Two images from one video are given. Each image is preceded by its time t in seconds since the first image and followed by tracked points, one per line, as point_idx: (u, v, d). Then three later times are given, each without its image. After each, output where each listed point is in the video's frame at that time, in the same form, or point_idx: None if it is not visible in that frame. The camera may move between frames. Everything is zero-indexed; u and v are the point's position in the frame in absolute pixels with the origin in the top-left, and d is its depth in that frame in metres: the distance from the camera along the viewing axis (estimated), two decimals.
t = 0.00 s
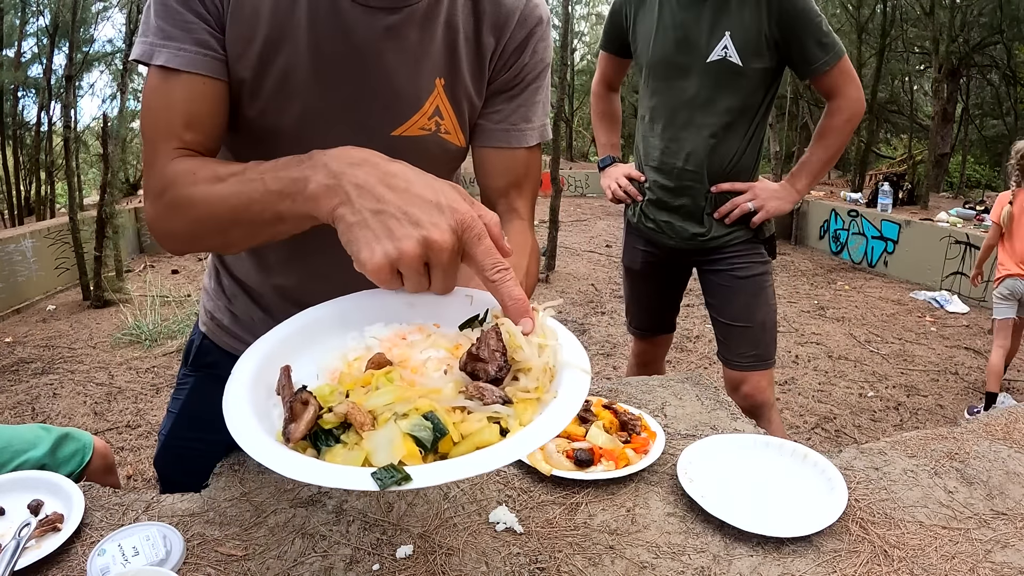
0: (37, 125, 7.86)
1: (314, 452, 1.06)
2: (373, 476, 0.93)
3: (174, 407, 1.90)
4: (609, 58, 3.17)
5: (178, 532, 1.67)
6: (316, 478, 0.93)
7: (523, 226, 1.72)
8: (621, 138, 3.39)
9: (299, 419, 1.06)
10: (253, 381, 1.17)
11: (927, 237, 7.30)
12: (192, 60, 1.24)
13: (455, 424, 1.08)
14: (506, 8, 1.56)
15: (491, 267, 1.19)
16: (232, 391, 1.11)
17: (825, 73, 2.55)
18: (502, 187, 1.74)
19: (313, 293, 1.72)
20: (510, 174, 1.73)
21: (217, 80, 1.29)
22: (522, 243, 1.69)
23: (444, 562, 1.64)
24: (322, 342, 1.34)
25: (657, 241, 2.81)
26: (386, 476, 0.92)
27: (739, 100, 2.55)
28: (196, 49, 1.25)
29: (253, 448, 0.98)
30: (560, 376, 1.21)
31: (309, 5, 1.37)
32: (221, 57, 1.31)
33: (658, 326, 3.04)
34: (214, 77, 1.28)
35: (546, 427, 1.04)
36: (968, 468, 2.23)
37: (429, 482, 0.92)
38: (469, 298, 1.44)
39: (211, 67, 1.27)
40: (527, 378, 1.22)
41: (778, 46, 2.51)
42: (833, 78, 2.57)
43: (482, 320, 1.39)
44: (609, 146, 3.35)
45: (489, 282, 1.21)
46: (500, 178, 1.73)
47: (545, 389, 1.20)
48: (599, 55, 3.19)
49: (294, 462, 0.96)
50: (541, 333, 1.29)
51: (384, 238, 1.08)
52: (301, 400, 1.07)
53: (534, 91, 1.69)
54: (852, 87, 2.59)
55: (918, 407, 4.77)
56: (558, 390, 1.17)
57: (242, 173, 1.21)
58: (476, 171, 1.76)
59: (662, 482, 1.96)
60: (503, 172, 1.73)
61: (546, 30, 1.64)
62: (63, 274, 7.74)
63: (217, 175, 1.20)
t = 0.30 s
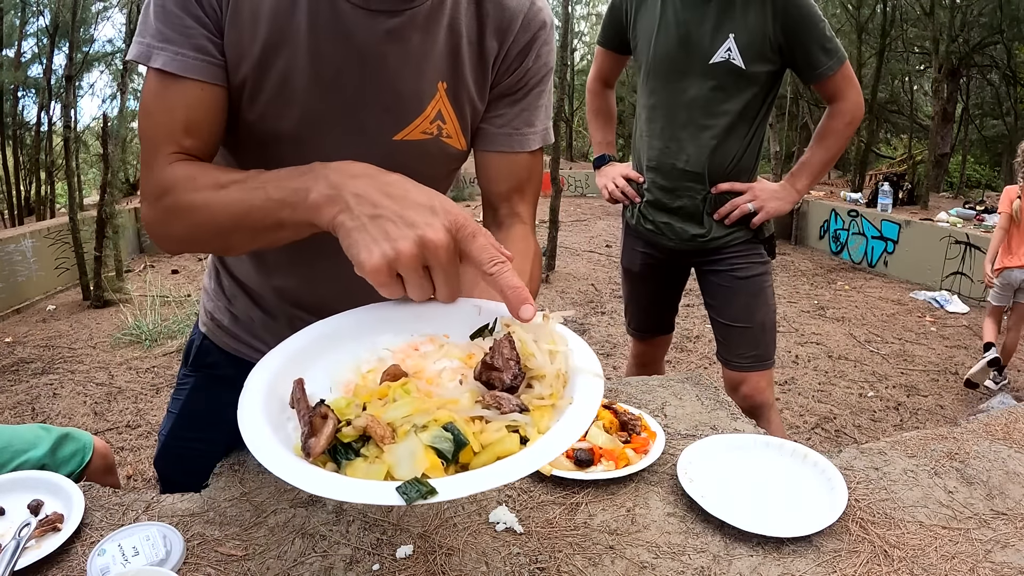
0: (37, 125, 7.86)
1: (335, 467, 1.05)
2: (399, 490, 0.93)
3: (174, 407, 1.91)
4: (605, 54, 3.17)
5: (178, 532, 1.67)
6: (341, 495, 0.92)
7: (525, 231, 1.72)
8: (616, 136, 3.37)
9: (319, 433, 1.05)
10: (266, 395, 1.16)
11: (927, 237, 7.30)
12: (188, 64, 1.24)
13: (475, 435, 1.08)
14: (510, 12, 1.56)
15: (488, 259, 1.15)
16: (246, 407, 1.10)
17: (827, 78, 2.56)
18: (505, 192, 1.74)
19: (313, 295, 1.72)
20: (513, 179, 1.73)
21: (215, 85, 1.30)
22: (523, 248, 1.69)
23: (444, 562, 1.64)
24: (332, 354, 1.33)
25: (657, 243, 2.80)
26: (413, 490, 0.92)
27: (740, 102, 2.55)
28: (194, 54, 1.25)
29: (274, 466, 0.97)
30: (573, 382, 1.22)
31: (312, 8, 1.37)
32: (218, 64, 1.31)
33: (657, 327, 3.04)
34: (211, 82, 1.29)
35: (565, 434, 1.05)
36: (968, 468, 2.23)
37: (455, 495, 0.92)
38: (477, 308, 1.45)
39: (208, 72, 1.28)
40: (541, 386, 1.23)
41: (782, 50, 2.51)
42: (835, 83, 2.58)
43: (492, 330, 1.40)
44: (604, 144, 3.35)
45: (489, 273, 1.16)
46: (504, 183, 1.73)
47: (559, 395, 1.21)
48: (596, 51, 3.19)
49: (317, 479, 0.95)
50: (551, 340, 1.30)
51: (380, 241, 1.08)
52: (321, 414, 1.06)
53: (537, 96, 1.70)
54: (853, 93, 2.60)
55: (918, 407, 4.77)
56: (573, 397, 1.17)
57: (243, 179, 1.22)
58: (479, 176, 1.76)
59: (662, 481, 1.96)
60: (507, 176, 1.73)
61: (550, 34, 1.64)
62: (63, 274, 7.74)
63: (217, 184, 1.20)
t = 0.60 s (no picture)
0: (37, 125, 7.86)
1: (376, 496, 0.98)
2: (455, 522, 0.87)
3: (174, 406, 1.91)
4: (598, 55, 3.17)
5: (178, 532, 1.67)
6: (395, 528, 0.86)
7: (527, 236, 1.74)
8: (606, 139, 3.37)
9: (359, 460, 0.98)
10: (283, 413, 1.08)
11: (927, 237, 7.30)
12: (158, 67, 1.30)
13: (519, 457, 1.03)
14: (514, 17, 1.56)
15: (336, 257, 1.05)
16: (265, 425, 1.02)
17: (819, 78, 2.60)
18: (507, 197, 1.75)
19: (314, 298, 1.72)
20: (514, 184, 1.74)
21: (187, 92, 1.35)
22: (524, 254, 1.70)
23: (444, 562, 1.64)
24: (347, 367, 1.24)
25: (655, 244, 2.80)
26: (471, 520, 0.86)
27: (738, 100, 2.56)
28: (166, 57, 1.30)
29: (317, 502, 0.90)
30: (605, 400, 1.19)
31: (314, 10, 1.37)
32: (195, 70, 1.35)
33: (656, 327, 3.04)
34: (183, 89, 1.34)
35: (612, 457, 1.02)
36: (968, 468, 2.23)
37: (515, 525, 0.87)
38: (491, 316, 1.39)
39: (180, 78, 1.32)
40: (573, 403, 1.19)
41: (779, 49, 2.54)
42: (828, 81, 2.62)
43: (512, 341, 1.34)
44: (594, 147, 3.35)
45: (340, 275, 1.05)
46: (505, 189, 1.74)
47: (591, 413, 1.18)
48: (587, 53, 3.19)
49: (366, 511, 0.89)
50: (577, 355, 1.26)
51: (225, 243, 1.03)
52: (359, 439, 0.99)
53: (539, 101, 1.70)
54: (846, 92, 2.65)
55: (918, 407, 4.77)
56: (609, 415, 1.14)
57: (175, 189, 1.24)
58: (480, 184, 1.77)
59: (661, 481, 1.96)
60: (508, 182, 1.73)
61: (552, 39, 1.64)
62: (63, 274, 7.74)
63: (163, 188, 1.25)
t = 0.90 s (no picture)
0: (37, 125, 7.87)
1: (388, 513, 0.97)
2: (471, 539, 0.87)
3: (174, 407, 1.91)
4: (589, 61, 3.16)
5: (178, 532, 1.67)
6: (412, 547, 0.85)
7: (523, 238, 1.74)
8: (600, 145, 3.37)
9: (370, 475, 0.97)
10: (285, 422, 1.06)
11: (927, 237, 7.31)
12: (157, 68, 1.29)
13: (529, 470, 1.03)
14: (513, 17, 1.56)
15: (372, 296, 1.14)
16: (266, 435, 1.01)
17: (806, 75, 2.65)
18: (504, 198, 1.75)
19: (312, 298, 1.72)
20: (510, 184, 1.74)
21: (187, 93, 1.35)
22: (521, 254, 1.70)
23: (443, 562, 1.63)
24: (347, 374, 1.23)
25: (654, 245, 2.79)
26: (488, 538, 0.86)
27: (733, 95, 2.57)
28: (165, 58, 1.29)
29: (330, 520, 0.89)
30: (607, 408, 1.19)
31: (314, 10, 1.37)
32: (194, 71, 1.34)
33: (655, 329, 3.04)
34: (182, 90, 1.33)
35: (620, 470, 1.02)
36: (968, 468, 2.23)
37: (532, 541, 0.87)
38: (488, 321, 1.39)
39: (179, 79, 1.32)
40: (576, 411, 1.18)
41: (769, 45, 2.57)
42: (815, 79, 2.68)
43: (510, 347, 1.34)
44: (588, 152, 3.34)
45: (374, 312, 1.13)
46: (502, 189, 1.74)
47: (594, 422, 1.18)
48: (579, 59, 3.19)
49: (380, 529, 0.88)
50: (577, 362, 1.27)
51: (264, 269, 1.12)
52: (369, 452, 0.98)
53: (538, 101, 1.70)
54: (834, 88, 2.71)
55: (918, 407, 4.77)
56: (613, 424, 1.15)
57: (184, 199, 1.27)
58: (477, 185, 1.76)
59: (661, 481, 1.96)
60: (504, 182, 1.73)
61: (551, 39, 1.64)
62: (62, 274, 7.74)
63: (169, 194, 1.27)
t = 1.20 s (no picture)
0: (37, 125, 7.87)
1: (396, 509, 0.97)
2: (480, 531, 0.87)
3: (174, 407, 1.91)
4: (588, 64, 3.16)
5: (178, 532, 1.68)
6: (422, 540, 0.85)
7: (524, 240, 1.74)
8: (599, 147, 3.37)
9: (378, 472, 0.97)
10: (290, 423, 1.06)
11: (927, 237, 7.31)
12: (159, 68, 1.29)
13: (535, 465, 1.02)
14: (516, 19, 1.56)
15: (375, 298, 1.13)
16: (272, 433, 1.01)
17: (804, 72, 2.66)
18: (505, 200, 1.75)
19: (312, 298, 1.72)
20: (512, 186, 1.74)
21: (189, 93, 1.35)
22: (523, 256, 1.70)
23: (444, 562, 1.63)
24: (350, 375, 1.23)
25: (655, 245, 2.79)
26: (496, 530, 0.86)
27: (733, 94, 2.56)
28: (166, 58, 1.29)
29: (339, 515, 0.89)
30: (611, 404, 1.19)
31: (317, 11, 1.37)
32: (195, 72, 1.34)
33: (655, 329, 3.04)
34: (183, 90, 1.33)
35: (625, 464, 1.02)
36: (968, 468, 2.23)
37: (541, 533, 0.87)
38: (491, 322, 1.39)
39: (180, 79, 1.32)
40: (581, 408, 1.18)
41: (767, 43, 2.57)
42: (811, 76, 2.68)
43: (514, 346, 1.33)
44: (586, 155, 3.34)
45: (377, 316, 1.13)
46: (503, 190, 1.74)
47: (599, 418, 1.18)
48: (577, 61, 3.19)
49: (388, 523, 0.88)
50: (580, 360, 1.27)
51: (266, 271, 1.12)
52: (376, 449, 0.98)
53: (539, 103, 1.70)
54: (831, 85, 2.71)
55: (918, 407, 4.77)
56: (618, 419, 1.14)
57: (184, 199, 1.27)
58: (478, 185, 1.77)
59: (661, 481, 1.96)
60: (505, 183, 1.73)
61: (554, 41, 1.64)
62: (62, 274, 7.74)
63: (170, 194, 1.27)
